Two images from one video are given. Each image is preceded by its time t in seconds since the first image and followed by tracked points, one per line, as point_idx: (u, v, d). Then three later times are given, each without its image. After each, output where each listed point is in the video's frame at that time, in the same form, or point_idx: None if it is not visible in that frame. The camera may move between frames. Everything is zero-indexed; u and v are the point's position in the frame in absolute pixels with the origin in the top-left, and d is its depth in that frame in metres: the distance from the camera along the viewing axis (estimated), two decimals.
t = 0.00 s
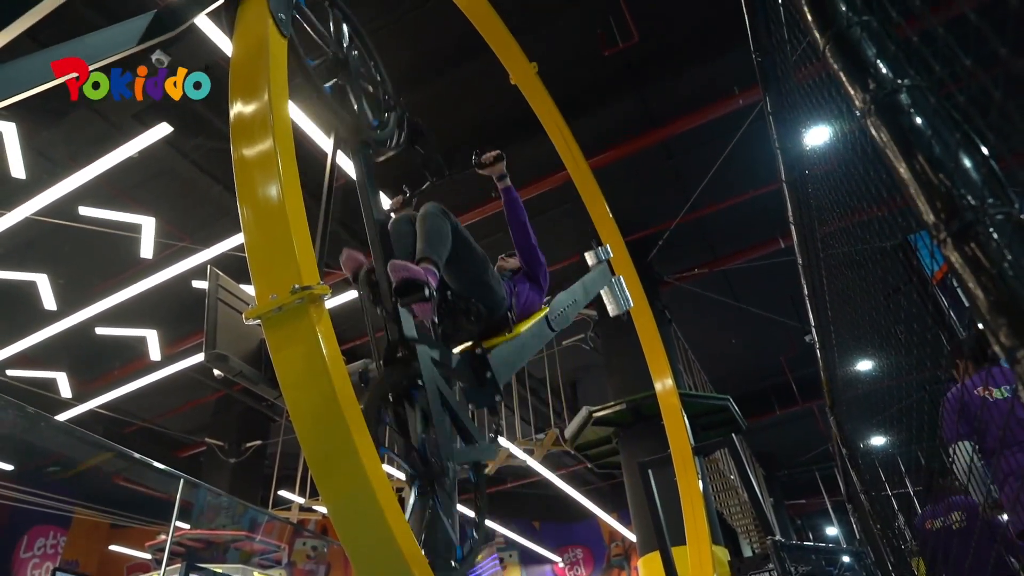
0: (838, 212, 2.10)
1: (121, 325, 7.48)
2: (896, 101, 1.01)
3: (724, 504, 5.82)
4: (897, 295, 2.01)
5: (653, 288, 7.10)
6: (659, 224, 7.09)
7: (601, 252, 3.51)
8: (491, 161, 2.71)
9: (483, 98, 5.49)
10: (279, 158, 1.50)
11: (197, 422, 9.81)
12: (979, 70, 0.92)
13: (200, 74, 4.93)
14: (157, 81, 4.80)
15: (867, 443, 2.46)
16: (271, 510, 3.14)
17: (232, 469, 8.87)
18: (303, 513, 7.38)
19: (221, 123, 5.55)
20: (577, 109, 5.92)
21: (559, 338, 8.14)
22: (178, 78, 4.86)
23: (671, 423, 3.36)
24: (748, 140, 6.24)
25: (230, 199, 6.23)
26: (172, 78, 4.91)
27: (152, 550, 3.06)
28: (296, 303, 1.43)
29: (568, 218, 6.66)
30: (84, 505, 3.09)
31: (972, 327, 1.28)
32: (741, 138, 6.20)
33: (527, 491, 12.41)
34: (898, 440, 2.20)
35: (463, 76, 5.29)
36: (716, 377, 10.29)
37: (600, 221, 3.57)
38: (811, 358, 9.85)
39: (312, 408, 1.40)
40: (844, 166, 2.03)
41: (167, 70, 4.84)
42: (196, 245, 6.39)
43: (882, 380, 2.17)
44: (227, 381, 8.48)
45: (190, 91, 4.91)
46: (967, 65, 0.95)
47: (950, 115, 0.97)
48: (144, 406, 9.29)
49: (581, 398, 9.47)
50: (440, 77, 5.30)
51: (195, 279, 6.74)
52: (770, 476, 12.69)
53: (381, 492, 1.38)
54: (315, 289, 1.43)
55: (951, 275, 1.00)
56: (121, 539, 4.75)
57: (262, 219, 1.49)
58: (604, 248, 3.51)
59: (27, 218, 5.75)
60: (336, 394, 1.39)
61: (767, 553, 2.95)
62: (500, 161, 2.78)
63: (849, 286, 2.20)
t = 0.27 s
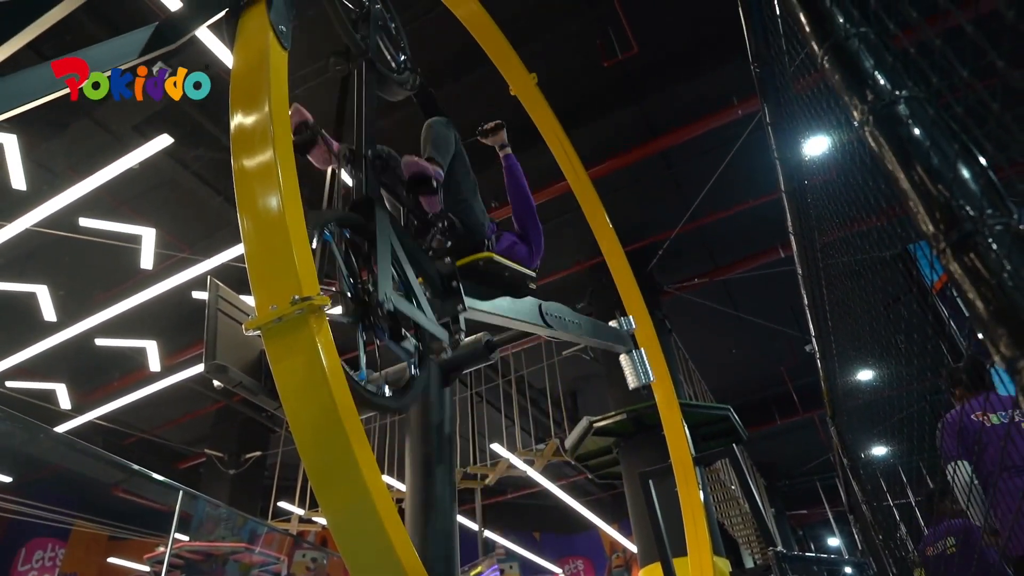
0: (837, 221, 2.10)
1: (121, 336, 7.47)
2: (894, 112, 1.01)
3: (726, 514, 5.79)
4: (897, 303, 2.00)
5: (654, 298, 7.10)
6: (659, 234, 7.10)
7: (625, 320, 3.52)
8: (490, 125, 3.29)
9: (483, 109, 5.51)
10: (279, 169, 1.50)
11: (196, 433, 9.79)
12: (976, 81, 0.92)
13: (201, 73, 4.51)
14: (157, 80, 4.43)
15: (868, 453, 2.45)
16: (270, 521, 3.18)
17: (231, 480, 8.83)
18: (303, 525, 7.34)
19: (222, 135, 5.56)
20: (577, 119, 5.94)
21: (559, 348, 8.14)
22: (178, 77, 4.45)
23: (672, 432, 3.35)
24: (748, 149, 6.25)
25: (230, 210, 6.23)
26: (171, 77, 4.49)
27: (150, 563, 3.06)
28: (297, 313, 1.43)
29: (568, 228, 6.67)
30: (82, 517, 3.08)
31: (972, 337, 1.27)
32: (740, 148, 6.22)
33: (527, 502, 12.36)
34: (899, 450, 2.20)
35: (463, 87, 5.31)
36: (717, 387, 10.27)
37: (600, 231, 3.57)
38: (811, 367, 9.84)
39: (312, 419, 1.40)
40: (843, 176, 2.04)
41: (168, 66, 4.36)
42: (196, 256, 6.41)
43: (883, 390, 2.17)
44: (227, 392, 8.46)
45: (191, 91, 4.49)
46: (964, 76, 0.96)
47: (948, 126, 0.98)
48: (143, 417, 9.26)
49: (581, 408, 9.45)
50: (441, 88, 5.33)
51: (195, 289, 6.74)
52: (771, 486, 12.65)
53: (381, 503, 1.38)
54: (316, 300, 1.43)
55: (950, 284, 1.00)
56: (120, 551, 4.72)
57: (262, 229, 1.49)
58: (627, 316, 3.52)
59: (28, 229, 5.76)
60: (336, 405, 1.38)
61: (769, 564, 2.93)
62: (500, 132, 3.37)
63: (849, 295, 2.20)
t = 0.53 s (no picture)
0: (837, 227, 2.10)
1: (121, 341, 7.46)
2: (893, 118, 1.01)
3: (726, 521, 5.78)
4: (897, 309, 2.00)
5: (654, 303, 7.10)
6: (658, 240, 7.12)
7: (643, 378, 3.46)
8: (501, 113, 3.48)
9: (483, 114, 5.52)
10: (279, 174, 1.50)
11: (195, 438, 9.77)
12: (974, 88, 0.92)
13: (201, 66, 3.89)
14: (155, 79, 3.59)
15: (869, 460, 2.45)
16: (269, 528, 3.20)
17: (230, 486, 8.82)
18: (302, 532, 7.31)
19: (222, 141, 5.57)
20: (577, 125, 5.95)
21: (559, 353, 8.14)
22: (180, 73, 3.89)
23: (672, 439, 3.34)
24: (748, 155, 6.26)
25: (230, 215, 6.24)
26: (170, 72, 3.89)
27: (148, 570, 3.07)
28: (296, 319, 1.42)
29: (568, 233, 6.68)
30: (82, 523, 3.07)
31: (970, 345, 1.27)
32: (740, 153, 6.22)
33: (527, 507, 12.34)
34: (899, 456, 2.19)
35: (464, 93, 5.32)
36: (717, 392, 10.26)
37: (600, 236, 3.57)
38: (811, 373, 9.84)
39: (312, 425, 1.39)
40: (842, 181, 2.04)
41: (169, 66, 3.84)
42: (196, 261, 6.42)
43: (883, 396, 2.17)
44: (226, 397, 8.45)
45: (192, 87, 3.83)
46: (961, 83, 0.96)
47: (947, 132, 0.98)
48: (143, 422, 9.25)
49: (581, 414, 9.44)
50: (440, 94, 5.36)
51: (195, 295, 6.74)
52: (772, 492, 12.63)
53: (380, 509, 1.38)
54: (315, 305, 1.43)
55: (949, 290, 1.00)
56: (119, 558, 4.71)
57: (262, 234, 1.49)
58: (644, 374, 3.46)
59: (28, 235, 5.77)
60: (336, 410, 1.38)
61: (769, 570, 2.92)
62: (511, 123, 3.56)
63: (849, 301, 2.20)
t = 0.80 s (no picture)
0: (837, 232, 2.10)
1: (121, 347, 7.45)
2: (893, 125, 1.02)
3: (727, 527, 5.76)
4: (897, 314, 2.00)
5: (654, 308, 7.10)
6: (659, 245, 7.12)
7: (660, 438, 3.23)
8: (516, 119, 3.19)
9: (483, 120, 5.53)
10: (280, 180, 1.51)
11: (195, 444, 9.76)
12: (974, 94, 0.92)
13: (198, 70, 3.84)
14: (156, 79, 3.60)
15: (869, 466, 2.45)
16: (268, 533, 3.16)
17: (230, 491, 8.79)
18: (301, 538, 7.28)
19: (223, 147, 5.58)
20: (577, 131, 5.95)
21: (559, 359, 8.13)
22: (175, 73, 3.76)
23: (673, 445, 3.34)
24: (748, 160, 6.27)
25: (231, 221, 6.24)
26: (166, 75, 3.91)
27: None
28: (296, 325, 1.42)
29: (568, 239, 6.68)
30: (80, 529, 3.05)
31: (969, 352, 1.27)
32: (741, 159, 6.23)
33: (527, 514, 12.30)
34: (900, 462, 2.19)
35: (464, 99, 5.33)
36: (718, 398, 10.25)
37: (600, 242, 3.57)
38: (812, 379, 9.82)
39: (312, 431, 1.39)
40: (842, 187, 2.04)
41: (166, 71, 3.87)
42: (197, 267, 6.42)
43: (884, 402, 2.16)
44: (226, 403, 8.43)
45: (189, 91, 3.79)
46: (960, 90, 0.96)
47: (947, 139, 0.98)
48: (142, 428, 9.24)
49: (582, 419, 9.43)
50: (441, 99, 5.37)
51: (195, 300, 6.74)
52: (773, 498, 12.60)
53: (380, 516, 1.37)
54: (315, 311, 1.43)
55: (949, 296, 1.00)
56: (117, 565, 4.69)
57: (262, 240, 1.49)
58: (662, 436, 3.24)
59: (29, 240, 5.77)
60: (336, 417, 1.38)
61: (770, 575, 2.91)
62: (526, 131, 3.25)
63: (849, 307, 2.20)
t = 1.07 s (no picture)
0: (837, 228, 2.10)
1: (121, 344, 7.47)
2: (894, 121, 1.01)
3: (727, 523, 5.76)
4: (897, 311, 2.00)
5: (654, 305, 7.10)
6: (659, 242, 7.12)
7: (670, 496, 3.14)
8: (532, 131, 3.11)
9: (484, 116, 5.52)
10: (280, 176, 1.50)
11: (196, 441, 9.78)
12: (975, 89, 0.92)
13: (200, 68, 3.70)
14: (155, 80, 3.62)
15: (868, 462, 2.45)
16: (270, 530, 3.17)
17: (231, 488, 8.81)
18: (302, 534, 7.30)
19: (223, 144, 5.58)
20: (578, 127, 5.94)
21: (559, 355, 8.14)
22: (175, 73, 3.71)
23: (673, 442, 3.34)
24: (749, 157, 6.26)
25: (231, 218, 6.24)
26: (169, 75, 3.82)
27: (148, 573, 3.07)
28: (297, 321, 1.42)
29: (568, 235, 6.68)
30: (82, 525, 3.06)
31: (968, 348, 1.27)
32: (741, 155, 6.22)
33: (527, 510, 12.33)
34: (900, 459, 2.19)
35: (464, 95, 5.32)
36: (718, 394, 10.26)
37: (600, 238, 3.57)
38: (813, 375, 9.83)
39: (312, 427, 1.39)
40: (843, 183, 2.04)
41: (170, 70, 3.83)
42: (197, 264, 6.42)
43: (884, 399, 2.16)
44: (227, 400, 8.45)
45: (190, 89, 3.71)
46: (962, 85, 0.96)
47: (947, 135, 0.98)
48: (143, 425, 9.26)
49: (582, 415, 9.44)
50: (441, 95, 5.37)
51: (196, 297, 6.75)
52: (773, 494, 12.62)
53: (381, 512, 1.38)
54: (316, 307, 1.43)
55: (949, 292, 1.00)
56: (118, 561, 4.70)
57: (262, 236, 1.49)
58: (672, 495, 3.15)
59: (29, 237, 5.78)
60: (337, 413, 1.38)
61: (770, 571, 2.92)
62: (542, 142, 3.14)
63: (850, 303, 2.20)
